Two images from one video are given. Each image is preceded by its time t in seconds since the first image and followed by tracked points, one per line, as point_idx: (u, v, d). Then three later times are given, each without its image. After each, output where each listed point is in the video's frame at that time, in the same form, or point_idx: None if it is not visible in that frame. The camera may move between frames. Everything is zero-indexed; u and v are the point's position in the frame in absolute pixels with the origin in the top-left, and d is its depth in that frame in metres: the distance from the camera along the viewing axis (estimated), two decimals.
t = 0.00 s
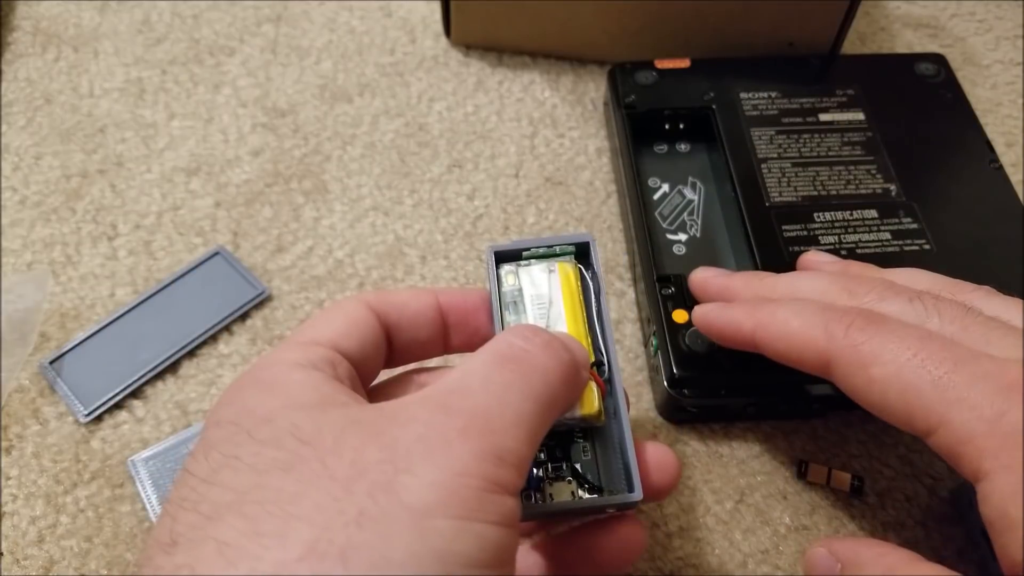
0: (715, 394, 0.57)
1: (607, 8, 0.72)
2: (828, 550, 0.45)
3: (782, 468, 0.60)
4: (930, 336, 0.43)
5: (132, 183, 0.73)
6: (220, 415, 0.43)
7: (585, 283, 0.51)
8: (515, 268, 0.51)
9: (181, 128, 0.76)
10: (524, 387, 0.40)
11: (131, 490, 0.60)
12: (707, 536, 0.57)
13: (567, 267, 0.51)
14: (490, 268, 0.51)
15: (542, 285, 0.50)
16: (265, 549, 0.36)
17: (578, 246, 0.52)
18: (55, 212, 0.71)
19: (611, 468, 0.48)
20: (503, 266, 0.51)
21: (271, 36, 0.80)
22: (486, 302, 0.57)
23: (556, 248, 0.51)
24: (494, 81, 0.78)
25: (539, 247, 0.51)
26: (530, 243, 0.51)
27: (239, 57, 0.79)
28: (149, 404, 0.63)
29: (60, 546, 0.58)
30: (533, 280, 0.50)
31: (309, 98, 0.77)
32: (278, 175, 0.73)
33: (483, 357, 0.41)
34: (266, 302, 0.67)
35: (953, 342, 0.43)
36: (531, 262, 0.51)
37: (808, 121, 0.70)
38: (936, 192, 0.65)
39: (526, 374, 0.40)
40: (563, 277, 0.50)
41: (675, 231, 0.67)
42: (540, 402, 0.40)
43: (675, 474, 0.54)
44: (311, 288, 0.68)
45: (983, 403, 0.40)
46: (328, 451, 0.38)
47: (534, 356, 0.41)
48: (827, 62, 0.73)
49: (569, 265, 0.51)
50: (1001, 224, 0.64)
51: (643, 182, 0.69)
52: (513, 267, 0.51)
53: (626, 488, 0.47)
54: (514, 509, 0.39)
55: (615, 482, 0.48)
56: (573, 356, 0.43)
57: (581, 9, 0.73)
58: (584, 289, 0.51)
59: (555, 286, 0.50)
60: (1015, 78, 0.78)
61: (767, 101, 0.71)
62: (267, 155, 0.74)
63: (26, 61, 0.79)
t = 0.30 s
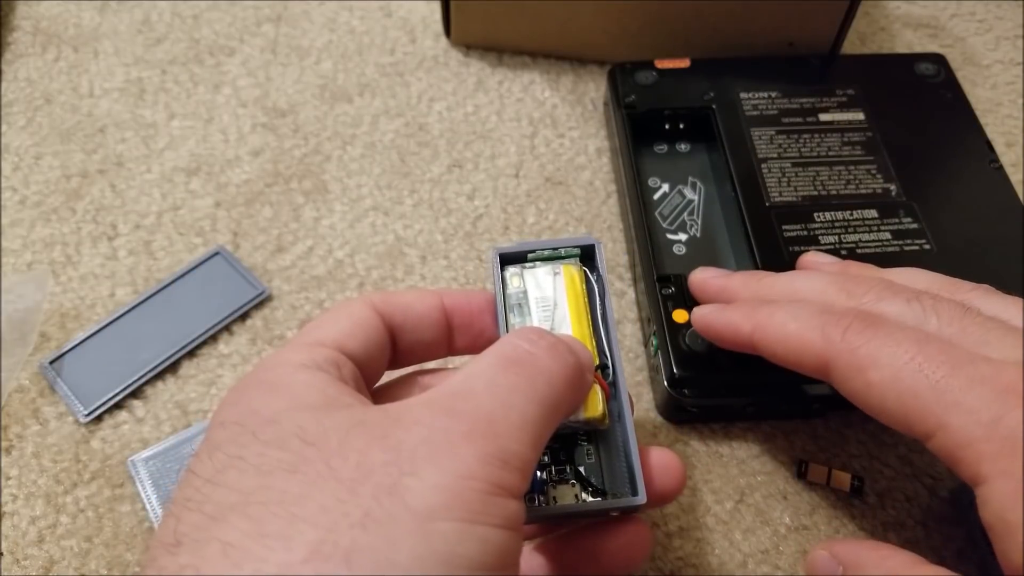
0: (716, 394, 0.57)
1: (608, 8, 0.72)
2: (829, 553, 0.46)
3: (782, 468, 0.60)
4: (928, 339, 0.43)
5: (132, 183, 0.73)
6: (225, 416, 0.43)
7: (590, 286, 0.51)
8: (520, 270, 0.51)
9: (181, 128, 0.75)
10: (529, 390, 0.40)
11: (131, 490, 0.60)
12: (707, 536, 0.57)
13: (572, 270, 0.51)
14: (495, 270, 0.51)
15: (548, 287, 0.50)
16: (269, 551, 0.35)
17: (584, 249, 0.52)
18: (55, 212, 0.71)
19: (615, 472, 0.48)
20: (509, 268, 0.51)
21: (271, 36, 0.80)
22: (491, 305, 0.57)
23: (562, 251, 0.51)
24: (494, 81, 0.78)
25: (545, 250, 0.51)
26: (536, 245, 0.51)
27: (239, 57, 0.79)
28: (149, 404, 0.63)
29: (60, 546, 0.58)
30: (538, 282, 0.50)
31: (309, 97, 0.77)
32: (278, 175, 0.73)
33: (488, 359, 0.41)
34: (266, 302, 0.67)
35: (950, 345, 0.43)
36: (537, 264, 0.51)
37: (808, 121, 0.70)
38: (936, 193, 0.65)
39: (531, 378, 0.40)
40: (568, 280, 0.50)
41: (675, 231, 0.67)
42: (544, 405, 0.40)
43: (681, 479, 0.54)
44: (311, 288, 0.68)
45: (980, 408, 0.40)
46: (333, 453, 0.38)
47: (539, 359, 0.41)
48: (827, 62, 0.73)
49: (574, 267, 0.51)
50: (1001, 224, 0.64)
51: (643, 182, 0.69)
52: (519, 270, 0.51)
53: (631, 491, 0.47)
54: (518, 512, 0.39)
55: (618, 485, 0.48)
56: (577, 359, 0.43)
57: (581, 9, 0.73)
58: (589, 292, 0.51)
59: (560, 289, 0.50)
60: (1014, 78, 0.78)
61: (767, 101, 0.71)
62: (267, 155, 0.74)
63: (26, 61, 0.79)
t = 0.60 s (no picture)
0: (716, 394, 0.57)
1: (607, 8, 0.72)
2: (829, 552, 0.46)
3: (782, 468, 0.60)
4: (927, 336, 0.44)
5: (132, 183, 0.73)
6: (225, 415, 0.43)
7: (590, 285, 0.51)
8: (520, 269, 0.51)
9: (181, 128, 0.75)
10: (530, 390, 0.40)
11: (131, 490, 0.60)
12: (707, 536, 0.57)
13: (572, 269, 0.51)
14: (495, 269, 0.51)
15: (548, 286, 0.50)
16: (271, 550, 0.35)
17: (583, 248, 0.52)
18: (55, 212, 0.71)
19: (616, 470, 0.49)
20: (509, 268, 0.51)
21: (271, 36, 0.80)
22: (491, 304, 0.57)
23: (561, 250, 0.51)
24: (494, 81, 0.78)
25: (545, 249, 0.51)
26: (536, 245, 0.51)
27: (239, 57, 0.79)
28: (149, 404, 0.63)
29: (60, 546, 0.58)
30: (538, 281, 0.50)
31: (309, 98, 0.77)
32: (278, 175, 0.73)
33: (489, 359, 0.41)
34: (266, 302, 0.67)
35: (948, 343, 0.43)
36: (537, 264, 0.51)
37: (808, 121, 0.70)
38: (936, 193, 0.65)
39: (531, 377, 0.40)
40: (568, 279, 0.50)
41: (675, 231, 0.67)
42: (544, 405, 0.40)
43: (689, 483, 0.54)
44: (311, 288, 0.68)
45: (979, 406, 0.40)
46: (334, 452, 0.38)
47: (540, 359, 0.41)
48: (827, 63, 0.73)
49: (574, 266, 0.51)
50: (1001, 224, 0.64)
51: (643, 182, 0.69)
52: (519, 269, 0.51)
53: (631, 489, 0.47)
54: (519, 511, 0.39)
55: (619, 484, 0.48)
56: (578, 357, 0.43)
57: (581, 9, 0.73)
58: (589, 292, 0.51)
59: (560, 288, 0.50)
60: (1015, 78, 0.78)
61: (767, 101, 0.71)
62: (267, 155, 0.74)
63: (26, 61, 0.79)
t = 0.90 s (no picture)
0: (716, 393, 0.57)
1: (607, 7, 0.72)
2: (821, 513, 0.44)
3: (782, 468, 0.60)
4: (930, 310, 0.45)
5: (132, 183, 0.73)
6: (224, 415, 0.43)
7: (589, 285, 0.51)
8: (518, 269, 0.51)
9: (181, 128, 0.76)
10: (528, 389, 0.40)
11: (131, 489, 0.60)
12: (707, 536, 0.57)
13: (570, 268, 0.51)
14: (493, 269, 0.51)
15: (546, 285, 0.50)
16: (269, 550, 0.35)
17: (582, 248, 0.52)
18: (55, 212, 0.72)
19: (615, 469, 0.48)
20: (506, 267, 0.51)
21: (271, 36, 0.80)
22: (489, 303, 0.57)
23: (559, 250, 0.52)
24: (494, 81, 0.78)
25: (543, 249, 0.51)
26: (535, 245, 0.51)
27: (239, 57, 0.79)
28: (149, 404, 0.63)
29: (60, 546, 0.58)
30: (536, 280, 0.50)
31: (309, 98, 0.77)
32: (278, 175, 0.73)
33: (488, 359, 0.41)
34: (266, 302, 0.67)
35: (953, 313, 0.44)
36: (534, 263, 0.51)
37: (808, 121, 0.70)
38: (936, 193, 0.65)
39: (529, 377, 0.40)
40: (566, 278, 0.50)
41: (675, 231, 0.67)
42: (543, 404, 0.40)
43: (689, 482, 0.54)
44: (311, 288, 0.68)
45: (982, 369, 0.41)
46: (332, 453, 0.38)
47: (538, 358, 0.41)
48: (826, 63, 0.73)
49: (572, 265, 0.51)
50: (1001, 224, 0.64)
51: (643, 182, 0.69)
52: (517, 268, 0.51)
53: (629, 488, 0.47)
54: (517, 511, 0.39)
55: (617, 483, 0.48)
56: (576, 357, 0.43)
57: (581, 9, 0.73)
58: (588, 292, 0.51)
59: (558, 288, 0.50)
60: (1015, 78, 0.78)
61: (767, 101, 0.71)
62: (267, 155, 0.74)
63: (26, 61, 0.79)
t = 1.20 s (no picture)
0: (714, 394, 0.57)
1: (607, 7, 0.72)
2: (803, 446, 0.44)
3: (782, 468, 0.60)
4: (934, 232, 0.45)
5: (132, 183, 0.73)
6: (221, 416, 0.43)
7: (584, 286, 0.51)
8: (514, 271, 0.51)
9: (181, 128, 0.75)
10: (523, 389, 0.40)
11: (131, 490, 0.60)
12: (707, 536, 0.57)
13: (566, 270, 0.51)
14: (489, 271, 0.51)
15: (541, 288, 0.50)
16: (266, 551, 0.36)
17: (577, 249, 0.52)
18: (55, 212, 0.71)
19: (613, 470, 0.48)
20: (502, 270, 0.51)
21: (272, 36, 0.80)
22: (486, 306, 0.57)
23: (556, 251, 0.52)
24: (494, 81, 0.78)
25: (538, 251, 0.51)
26: (530, 247, 0.51)
27: (239, 57, 0.79)
28: (149, 404, 0.63)
29: (60, 546, 0.58)
30: (532, 282, 0.50)
31: (309, 98, 0.77)
32: (278, 175, 0.73)
33: (483, 359, 0.41)
34: (266, 302, 0.67)
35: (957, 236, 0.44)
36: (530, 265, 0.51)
37: (808, 121, 0.70)
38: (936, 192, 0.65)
39: (524, 377, 0.40)
40: (562, 280, 0.50)
41: (675, 230, 0.66)
42: (538, 404, 0.40)
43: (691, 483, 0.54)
44: (311, 288, 0.68)
45: (975, 321, 0.41)
46: (328, 454, 0.38)
47: (533, 359, 0.41)
48: (826, 63, 0.73)
49: (568, 267, 0.51)
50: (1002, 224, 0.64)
51: (643, 182, 0.69)
52: (512, 271, 0.51)
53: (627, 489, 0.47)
54: (514, 511, 0.39)
55: (616, 483, 0.48)
56: (572, 358, 0.42)
57: (581, 9, 0.73)
58: (583, 293, 0.51)
59: (554, 289, 0.50)
60: (1014, 78, 0.78)
61: (767, 101, 0.71)
62: (267, 155, 0.74)
63: (26, 61, 0.79)
